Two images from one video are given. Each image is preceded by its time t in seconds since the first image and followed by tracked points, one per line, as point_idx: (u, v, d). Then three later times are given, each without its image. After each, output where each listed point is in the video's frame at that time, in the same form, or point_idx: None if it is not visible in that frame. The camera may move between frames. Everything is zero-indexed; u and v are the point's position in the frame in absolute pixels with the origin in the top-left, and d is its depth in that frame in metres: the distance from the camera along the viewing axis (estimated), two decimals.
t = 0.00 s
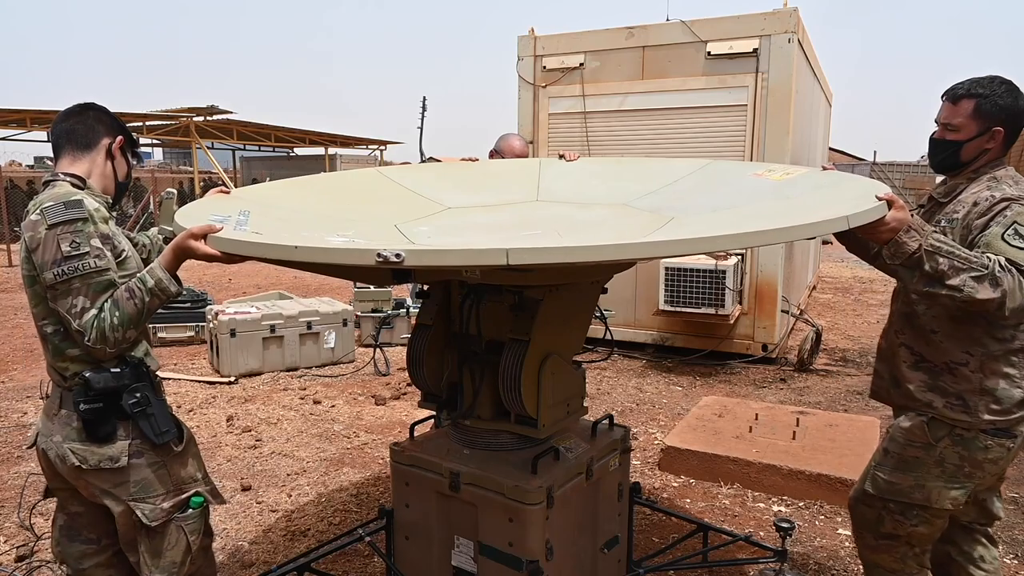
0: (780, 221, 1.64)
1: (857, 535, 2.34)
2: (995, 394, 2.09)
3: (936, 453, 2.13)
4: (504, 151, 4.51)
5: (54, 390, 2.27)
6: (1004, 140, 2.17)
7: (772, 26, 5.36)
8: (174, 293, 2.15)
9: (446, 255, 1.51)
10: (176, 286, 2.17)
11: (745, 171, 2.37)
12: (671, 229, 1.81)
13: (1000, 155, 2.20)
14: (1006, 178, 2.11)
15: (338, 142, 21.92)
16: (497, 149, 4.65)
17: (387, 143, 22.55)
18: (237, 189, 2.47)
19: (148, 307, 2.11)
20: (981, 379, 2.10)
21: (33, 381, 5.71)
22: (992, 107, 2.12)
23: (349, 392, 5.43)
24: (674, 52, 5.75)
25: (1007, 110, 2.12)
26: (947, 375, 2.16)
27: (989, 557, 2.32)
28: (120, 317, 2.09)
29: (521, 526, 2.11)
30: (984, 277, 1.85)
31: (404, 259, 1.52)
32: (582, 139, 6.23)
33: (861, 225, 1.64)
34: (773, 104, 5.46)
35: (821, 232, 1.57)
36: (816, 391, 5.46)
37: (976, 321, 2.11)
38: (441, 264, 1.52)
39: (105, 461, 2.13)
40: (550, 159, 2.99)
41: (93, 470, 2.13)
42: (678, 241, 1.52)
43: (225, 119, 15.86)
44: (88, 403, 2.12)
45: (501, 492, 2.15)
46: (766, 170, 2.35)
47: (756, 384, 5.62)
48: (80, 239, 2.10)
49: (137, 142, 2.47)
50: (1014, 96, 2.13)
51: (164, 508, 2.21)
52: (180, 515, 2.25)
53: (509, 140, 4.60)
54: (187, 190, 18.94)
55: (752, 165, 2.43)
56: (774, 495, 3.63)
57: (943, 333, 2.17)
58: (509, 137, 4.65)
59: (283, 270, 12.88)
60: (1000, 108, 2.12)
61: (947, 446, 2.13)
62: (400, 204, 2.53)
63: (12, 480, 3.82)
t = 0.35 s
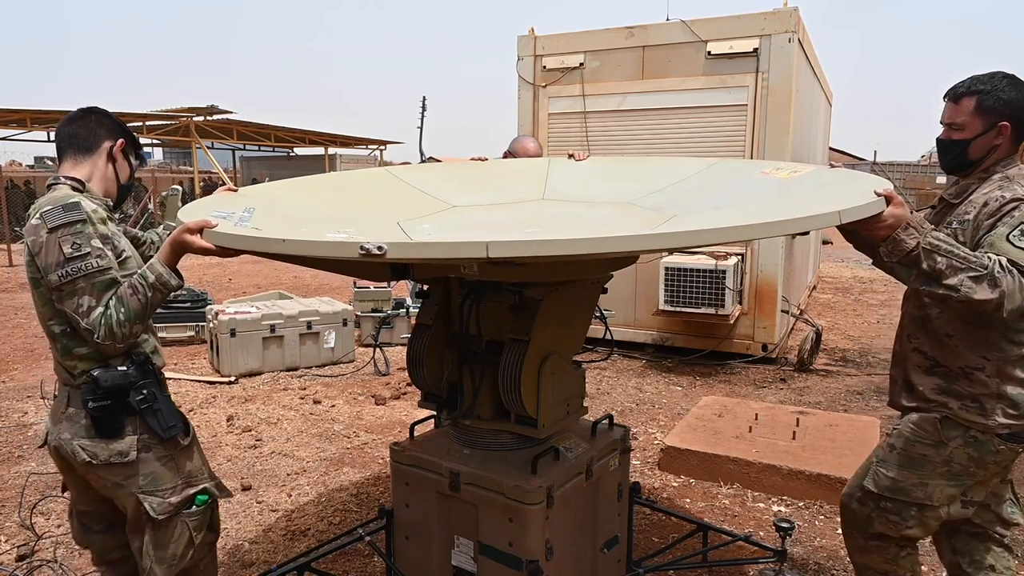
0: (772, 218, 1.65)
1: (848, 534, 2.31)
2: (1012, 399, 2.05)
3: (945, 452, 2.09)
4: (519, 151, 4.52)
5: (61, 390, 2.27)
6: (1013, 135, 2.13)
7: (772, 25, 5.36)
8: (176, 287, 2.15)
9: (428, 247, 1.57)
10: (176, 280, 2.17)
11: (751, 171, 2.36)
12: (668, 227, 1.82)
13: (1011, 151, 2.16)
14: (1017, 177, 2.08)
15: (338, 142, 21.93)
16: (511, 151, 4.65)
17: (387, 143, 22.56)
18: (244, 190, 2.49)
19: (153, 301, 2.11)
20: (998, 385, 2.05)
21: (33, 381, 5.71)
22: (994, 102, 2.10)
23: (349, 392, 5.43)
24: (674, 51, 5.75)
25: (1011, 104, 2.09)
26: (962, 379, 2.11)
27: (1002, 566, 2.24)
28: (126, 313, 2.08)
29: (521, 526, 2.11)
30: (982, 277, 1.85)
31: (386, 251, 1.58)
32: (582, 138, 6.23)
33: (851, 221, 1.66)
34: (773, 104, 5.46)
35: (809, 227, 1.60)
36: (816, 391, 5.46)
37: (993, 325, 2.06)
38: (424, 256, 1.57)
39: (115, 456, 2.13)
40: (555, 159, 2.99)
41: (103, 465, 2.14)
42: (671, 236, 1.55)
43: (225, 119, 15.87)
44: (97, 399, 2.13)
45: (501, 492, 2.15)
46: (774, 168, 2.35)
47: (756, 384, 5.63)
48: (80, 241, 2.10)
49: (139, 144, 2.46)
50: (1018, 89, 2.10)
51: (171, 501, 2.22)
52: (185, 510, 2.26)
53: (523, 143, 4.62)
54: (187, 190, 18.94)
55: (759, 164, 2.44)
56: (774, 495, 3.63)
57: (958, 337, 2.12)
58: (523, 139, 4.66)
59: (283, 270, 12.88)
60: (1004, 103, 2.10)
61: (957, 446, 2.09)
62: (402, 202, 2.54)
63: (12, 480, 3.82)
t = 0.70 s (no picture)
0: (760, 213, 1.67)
1: (859, 551, 2.25)
2: (1018, 399, 2.01)
3: (956, 456, 2.05)
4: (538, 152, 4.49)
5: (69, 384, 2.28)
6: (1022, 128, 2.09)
7: (772, 26, 5.36)
8: (175, 278, 2.15)
9: (405, 243, 1.60)
10: (175, 273, 2.16)
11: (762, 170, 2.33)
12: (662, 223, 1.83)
13: None
14: None
15: (338, 142, 21.94)
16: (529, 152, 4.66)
17: (387, 143, 22.57)
18: (252, 190, 2.50)
19: (153, 293, 2.11)
20: (1004, 385, 2.02)
21: (32, 381, 5.71)
22: (999, 98, 2.06)
23: (349, 392, 5.43)
24: (674, 51, 5.76)
25: (1017, 98, 2.04)
26: (968, 379, 2.07)
27: (1006, 570, 2.25)
28: (127, 306, 2.08)
29: (521, 526, 2.11)
30: (973, 280, 1.83)
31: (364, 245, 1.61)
32: (582, 138, 6.23)
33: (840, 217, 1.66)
34: (773, 104, 5.46)
35: (793, 222, 1.63)
36: (816, 391, 5.46)
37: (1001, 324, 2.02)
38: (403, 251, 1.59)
39: (119, 445, 2.16)
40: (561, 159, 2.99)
41: (109, 456, 2.17)
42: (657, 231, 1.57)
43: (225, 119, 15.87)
44: (98, 392, 2.13)
45: (501, 491, 2.15)
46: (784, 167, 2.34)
47: (756, 384, 5.63)
48: (77, 239, 2.10)
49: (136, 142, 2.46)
50: None
51: (178, 487, 2.23)
52: (193, 496, 2.27)
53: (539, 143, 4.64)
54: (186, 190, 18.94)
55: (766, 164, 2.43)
56: (774, 494, 3.63)
57: (964, 336, 2.08)
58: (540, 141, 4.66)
59: (283, 270, 12.88)
60: (1009, 98, 2.05)
61: (968, 450, 2.05)
62: (405, 201, 2.54)
63: (12, 480, 3.82)
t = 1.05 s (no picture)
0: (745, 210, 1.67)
1: None
2: (1018, 409, 1.96)
3: (961, 471, 1.99)
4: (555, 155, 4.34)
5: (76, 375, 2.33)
6: None
7: (772, 25, 5.36)
8: (173, 274, 2.14)
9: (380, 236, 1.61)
10: (174, 267, 2.16)
11: (769, 172, 2.23)
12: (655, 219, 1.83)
13: None
14: None
15: (338, 142, 21.95)
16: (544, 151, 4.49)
17: (387, 143, 22.58)
18: (260, 187, 2.52)
19: (151, 289, 2.12)
20: (1005, 395, 1.97)
21: (32, 381, 5.71)
22: (1004, 99, 2.00)
23: (349, 392, 5.43)
24: (673, 51, 5.75)
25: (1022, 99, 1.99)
26: (968, 388, 2.02)
27: None
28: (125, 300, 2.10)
29: (520, 526, 2.11)
30: (963, 284, 1.78)
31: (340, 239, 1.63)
32: (582, 138, 6.23)
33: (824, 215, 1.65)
34: (773, 104, 5.46)
35: (775, 220, 1.63)
36: (816, 391, 5.46)
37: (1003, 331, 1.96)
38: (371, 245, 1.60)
39: (117, 437, 2.18)
40: (567, 160, 3.00)
41: (107, 446, 2.20)
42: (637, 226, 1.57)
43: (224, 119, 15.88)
44: (96, 384, 2.16)
45: (501, 491, 2.15)
46: (792, 167, 2.26)
47: (756, 384, 5.63)
48: (79, 234, 2.12)
49: (137, 140, 2.46)
50: None
51: (175, 479, 2.25)
52: (190, 487, 2.28)
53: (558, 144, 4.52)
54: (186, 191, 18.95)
55: (773, 162, 2.38)
56: (774, 495, 3.63)
57: (965, 343, 2.03)
58: (555, 140, 4.49)
59: (283, 270, 12.89)
60: (1014, 99, 2.00)
61: (973, 463, 1.98)
62: (408, 199, 2.54)
63: (12, 480, 3.82)
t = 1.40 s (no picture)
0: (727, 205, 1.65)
1: None
2: (1014, 425, 1.88)
3: (964, 491, 1.90)
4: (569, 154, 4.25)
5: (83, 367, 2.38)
6: None
7: (772, 25, 5.37)
8: (170, 267, 2.16)
9: (354, 230, 1.64)
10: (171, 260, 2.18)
11: (777, 171, 2.14)
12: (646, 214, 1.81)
13: None
14: None
15: (338, 142, 21.96)
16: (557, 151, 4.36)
17: (387, 142, 22.59)
18: (271, 186, 2.54)
19: (151, 280, 2.14)
20: (999, 409, 1.89)
21: (33, 380, 5.71)
22: (1004, 101, 1.93)
23: (349, 392, 5.43)
24: (673, 51, 5.75)
25: None
26: (961, 400, 1.95)
27: None
28: (126, 293, 2.12)
29: (520, 526, 2.11)
30: (951, 288, 1.71)
31: (314, 232, 1.68)
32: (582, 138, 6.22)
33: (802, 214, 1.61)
34: (773, 104, 5.46)
35: (755, 217, 1.59)
36: (816, 391, 5.46)
37: (999, 343, 1.89)
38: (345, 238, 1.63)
39: (117, 425, 2.22)
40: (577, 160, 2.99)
41: (109, 434, 2.24)
42: (615, 220, 1.55)
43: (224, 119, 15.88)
44: (99, 374, 2.20)
45: (501, 491, 2.15)
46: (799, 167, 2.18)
47: (756, 384, 5.63)
48: (82, 231, 2.15)
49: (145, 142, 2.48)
50: None
51: (171, 468, 2.28)
52: (185, 477, 2.30)
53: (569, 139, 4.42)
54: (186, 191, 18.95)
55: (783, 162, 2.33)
56: (774, 495, 3.63)
57: (961, 353, 1.96)
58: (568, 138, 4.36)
59: (283, 270, 12.89)
60: (1014, 101, 1.92)
61: (976, 482, 1.89)
62: (413, 196, 2.54)
63: (12, 480, 3.82)
